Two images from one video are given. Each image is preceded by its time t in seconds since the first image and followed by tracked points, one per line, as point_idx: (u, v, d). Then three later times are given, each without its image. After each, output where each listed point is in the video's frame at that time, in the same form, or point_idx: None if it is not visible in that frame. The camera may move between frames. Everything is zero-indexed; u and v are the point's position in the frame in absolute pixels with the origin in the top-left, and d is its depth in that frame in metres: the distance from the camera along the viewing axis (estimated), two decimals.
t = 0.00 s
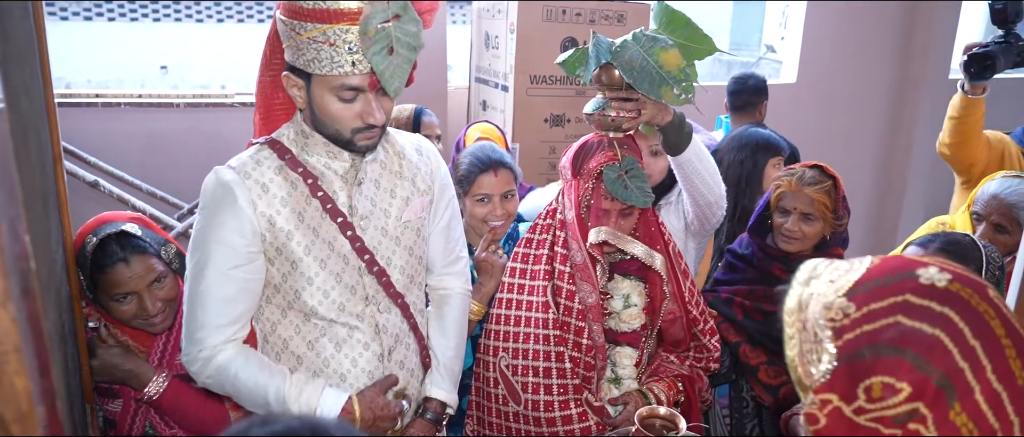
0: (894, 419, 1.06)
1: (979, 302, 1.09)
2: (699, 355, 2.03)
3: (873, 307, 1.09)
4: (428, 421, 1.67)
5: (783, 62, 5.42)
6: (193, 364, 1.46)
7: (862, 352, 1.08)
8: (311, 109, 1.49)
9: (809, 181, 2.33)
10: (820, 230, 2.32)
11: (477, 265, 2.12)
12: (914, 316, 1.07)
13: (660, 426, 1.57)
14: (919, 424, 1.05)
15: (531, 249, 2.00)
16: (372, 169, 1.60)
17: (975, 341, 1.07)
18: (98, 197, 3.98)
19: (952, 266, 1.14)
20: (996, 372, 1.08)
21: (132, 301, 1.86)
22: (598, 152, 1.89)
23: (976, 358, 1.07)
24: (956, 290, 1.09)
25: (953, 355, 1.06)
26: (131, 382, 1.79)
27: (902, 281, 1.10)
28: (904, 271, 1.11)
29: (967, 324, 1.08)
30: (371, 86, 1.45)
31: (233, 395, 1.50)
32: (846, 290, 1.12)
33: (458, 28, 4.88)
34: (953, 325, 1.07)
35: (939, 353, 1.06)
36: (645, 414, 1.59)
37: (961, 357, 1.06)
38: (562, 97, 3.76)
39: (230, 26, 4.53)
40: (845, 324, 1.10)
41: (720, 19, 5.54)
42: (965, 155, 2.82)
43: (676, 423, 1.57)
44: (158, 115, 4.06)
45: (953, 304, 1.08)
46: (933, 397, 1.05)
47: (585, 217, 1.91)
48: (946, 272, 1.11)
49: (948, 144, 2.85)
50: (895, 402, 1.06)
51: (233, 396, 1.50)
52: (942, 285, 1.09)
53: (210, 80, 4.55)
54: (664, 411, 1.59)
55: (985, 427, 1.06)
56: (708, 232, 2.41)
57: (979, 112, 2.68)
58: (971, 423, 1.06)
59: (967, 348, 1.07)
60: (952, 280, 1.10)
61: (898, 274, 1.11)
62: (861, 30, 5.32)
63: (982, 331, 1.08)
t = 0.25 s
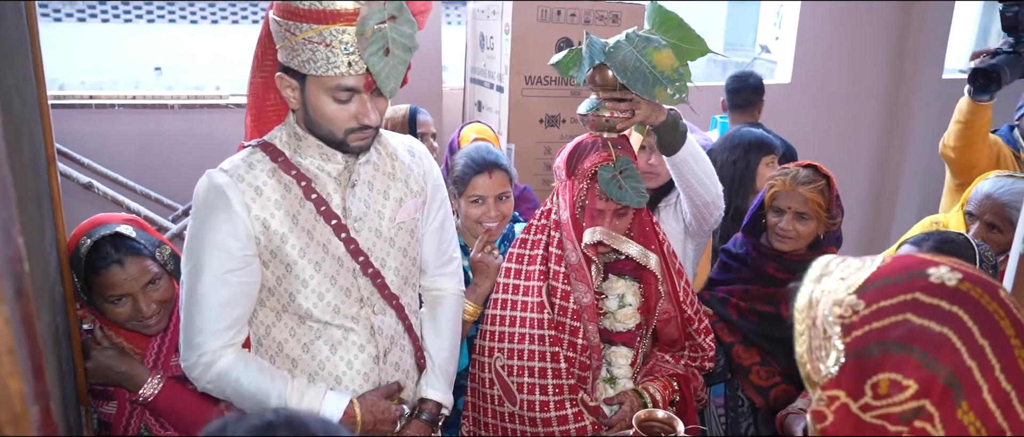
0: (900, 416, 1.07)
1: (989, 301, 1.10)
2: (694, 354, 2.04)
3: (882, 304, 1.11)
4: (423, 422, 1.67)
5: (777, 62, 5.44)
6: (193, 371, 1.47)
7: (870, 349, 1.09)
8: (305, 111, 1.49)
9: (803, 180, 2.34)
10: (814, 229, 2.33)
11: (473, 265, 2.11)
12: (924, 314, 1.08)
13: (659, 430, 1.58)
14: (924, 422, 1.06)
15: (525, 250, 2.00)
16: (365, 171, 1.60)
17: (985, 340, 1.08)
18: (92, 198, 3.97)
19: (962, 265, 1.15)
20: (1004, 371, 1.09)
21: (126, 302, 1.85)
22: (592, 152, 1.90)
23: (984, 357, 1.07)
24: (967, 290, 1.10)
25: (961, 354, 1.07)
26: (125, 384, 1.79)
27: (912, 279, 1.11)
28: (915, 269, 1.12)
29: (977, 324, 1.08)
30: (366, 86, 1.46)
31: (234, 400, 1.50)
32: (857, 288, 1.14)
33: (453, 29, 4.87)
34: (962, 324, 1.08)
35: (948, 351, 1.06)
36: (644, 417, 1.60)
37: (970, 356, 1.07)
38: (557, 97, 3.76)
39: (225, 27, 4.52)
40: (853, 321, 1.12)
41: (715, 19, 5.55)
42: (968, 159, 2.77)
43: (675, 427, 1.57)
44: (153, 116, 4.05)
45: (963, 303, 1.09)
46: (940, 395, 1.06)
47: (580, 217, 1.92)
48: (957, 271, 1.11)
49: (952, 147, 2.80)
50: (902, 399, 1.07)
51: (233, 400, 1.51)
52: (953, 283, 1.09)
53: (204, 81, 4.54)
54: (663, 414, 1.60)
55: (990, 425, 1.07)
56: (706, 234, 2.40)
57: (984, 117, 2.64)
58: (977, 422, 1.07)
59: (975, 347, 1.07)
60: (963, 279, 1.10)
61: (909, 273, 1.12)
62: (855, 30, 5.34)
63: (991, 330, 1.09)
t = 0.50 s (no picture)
0: (893, 403, 1.11)
1: (991, 294, 1.13)
2: (691, 347, 2.04)
3: (885, 292, 1.13)
4: (420, 418, 1.69)
5: (774, 56, 5.44)
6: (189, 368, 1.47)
7: (870, 336, 1.13)
8: (298, 104, 1.48)
9: (798, 173, 2.33)
10: (808, 222, 2.32)
11: (468, 260, 2.12)
12: (925, 304, 1.11)
13: (658, 433, 1.57)
14: (917, 410, 1.10)
15: (522, 243, 2.00)
16: (359, 166, 1.60)
17: (984, 333, 1.11)
18: (88, 194, 3.96)
19: (969, 259, 1.18)
20: (1002, 365, 1.11)
21: (122, 298, 1.85)
22: (589, 146, 1.90)
23: (982, 349, 1.10)
24: (969, 282, 1.12)
25: (958, 345, 1.10)
26: (123, 379, 1.80)
27: (916, 269, 1.14)
28: (920, 260, 1.15)
29: (977, 316, 1.11)
30: (361, 80, 1.45)
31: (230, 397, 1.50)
32: (862, 274, 1.16)
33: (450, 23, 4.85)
34: (963, 315, 1.11)
35: (946, 342, 1.09)
36: (643, 420, 1.58)
37: (968, 347, 1.10)
38: (554, 91, 3.75)
39: (220, 21, 4.49)
40: (854, 307, 1.14)
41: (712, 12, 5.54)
42: (976, 153, 2.75)
43: (674, 429, 1.56)
44: (149, 112, 4.04)
45: (964, 294, 1.11)
46: (935, 384, 1.09)
47: (576, 211, 1.92)
48: (961, 264, 1.14)
49: (961, 141, 2.78)
50: (896, 386, 1.11)
51: (229, 397, 1.51)
52: (956, 275, 1.12)
53: (200, 76, 4.53)
54: (663, 416, 1.59)
55: (986, 417, 1.10)
56: (707, 228, 2.39)
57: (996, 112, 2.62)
58: (973, 413, 1.09)
59: (974, 338, 1.10)
60: (967, 272, 1.13)
61: (914, 263, 1.15)
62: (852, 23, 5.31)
63: (992, 323, 1.12)
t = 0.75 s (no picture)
0: (881, 405, 1.11)
1: (979, 293, 1.11)
2: (689, 344, 2.04)
3: (870, 292, 1.12)
4: (420, 418, 1.68)
5: (771, 52, 5.43)
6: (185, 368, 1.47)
7: (856, 337, 1.12)
8: (292, 102, 1.48)
9: (793, 169, 2.33)
10: (806, 217, 2.34)
11: (465, 258, 2.11)
12: (910, 305, 1.10)
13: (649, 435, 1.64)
14: (904, 411, 1.10)
15: (520, 241, 1.99)
16: (354, 165, 1.59)
17: (972, 333, 1.09)
18: (85, 194, 3.95)
19: (955, 257, 1.16)
20: (991, 367, 1.09)
21: (119, 303, 1.86)
22: (586, 142, 1.88)
23: (969, 350, 1.09)
24: (955, 282, 1.11)
25: (945, 346, 1.09)
26: (120, 379, 1.79)
27: (903, 269, 1.12)
28: (905, 260, 1.13)
29: (964, 316, 1.10)
30: (356, 78, 1.45)
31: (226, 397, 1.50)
32: (847, 275, 1.15)
33: (447, 20, 4.84)
34: (949, 315, 1.09)
35: (932, 342, 1.09)
36: (634, 425, 1.66)
37: (955, 347, 1.09)
38: (551, 89, 3.75)
39: (216, 20, 4.48)
40: (840, 309, 1.13)
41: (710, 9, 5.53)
42: (981, 147, 2.76)
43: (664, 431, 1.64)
44: (145, 111, 4.04)
45: (951, 295, 1.10)
46: (922, 385, 1.09)
47: (574, 208, 1.91)
48: (948, 262, 1.12)
49: (967, 135, 2.78)
50: (883, 387, 1.10)
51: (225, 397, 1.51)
52: (942, 275, 1.10)
53: (197, 74, 4.52)
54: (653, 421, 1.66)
55: (977, 419, 1.08)
56: (709, 227, 2.39)
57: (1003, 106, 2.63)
58: (961, 415, 1.08)
59: (961, 339, 1.09)
60: (953, 271, 1.11)
61: (901, 262, 1.13)
62: (849, 20, 5.33)
63: (979, 323, 1.10)
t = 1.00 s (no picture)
0: (852, 409, 1.07)
1: (945, 294, 1.08)
2: (686, 341, 2.04)
3: (839, 296, 1.09)
4: (416, 413, 1.67)
5: (768, 49, 5.43)
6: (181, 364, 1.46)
7: (824, 341, 1.08)
8: (285, 95, 1.47)
9: (791, 163, 2.34)
10: (803, 211, 2.34)
11: (463, 253, 2.10)
12: (878, 307, 1.08)
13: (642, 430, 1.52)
14: (875, 414, 1.06)
15: (518, 237, 1.99)
16: (348, 158, 1.58)
17: (939, 335, 1.06)
18: (81, 188, 3.94)
19: (921, 256, 1.14)
20: (960, 370, 1.06)
21: (116, 294, 1.84)
22: (585, 139, 1.88)
23: (937, 352, 1.06)
24: (922, 282, 1.08)
25: (913, 348, 1.06)
26: (114, 372, 1.80)
27: (869, 271, 1.10)
28: (872, 261, 1.11)
29: (932, 318, 1.07)
30: (349, 70, 1.45)
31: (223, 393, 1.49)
32: (813, 278, 1.12)
33: (445, 16, 4.82)
34: (916, 317, 1.07)
35: (900, 344, 1.06)
36: (626, 418, 1.54)
37: (924, 350, 1.06)
38: (548, 84, 3.74)
39: (213, 14, 4.45)
40: (809, 313, 1.10)
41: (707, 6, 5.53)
42: (981, 141, 2.77)
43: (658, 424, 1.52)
44: (141, 105, 4.02)
45: (918, 296, 1.08)
46: (891, 388, 1.06)
47: (573, 204, 1.91)
48: (914, 263, 1.10)
49: (967, 129, 2.79)
50: (854, 392, 1.07)
51: (221, 393, 1.50)
52: (908, 276, 1.08)
53: (193, 69, 4.50)
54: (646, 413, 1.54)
55: (947, 423, 1.05)
56: (711, 223, 2.39)
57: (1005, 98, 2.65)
58: (929, 416, 1.05)
59: (929, 341, 1.06)
60: (920, 271, 1.09)
61: (867, 264, 1.11)
62: (846, 17, 5.33)
63: (948, 325, 1.07)
